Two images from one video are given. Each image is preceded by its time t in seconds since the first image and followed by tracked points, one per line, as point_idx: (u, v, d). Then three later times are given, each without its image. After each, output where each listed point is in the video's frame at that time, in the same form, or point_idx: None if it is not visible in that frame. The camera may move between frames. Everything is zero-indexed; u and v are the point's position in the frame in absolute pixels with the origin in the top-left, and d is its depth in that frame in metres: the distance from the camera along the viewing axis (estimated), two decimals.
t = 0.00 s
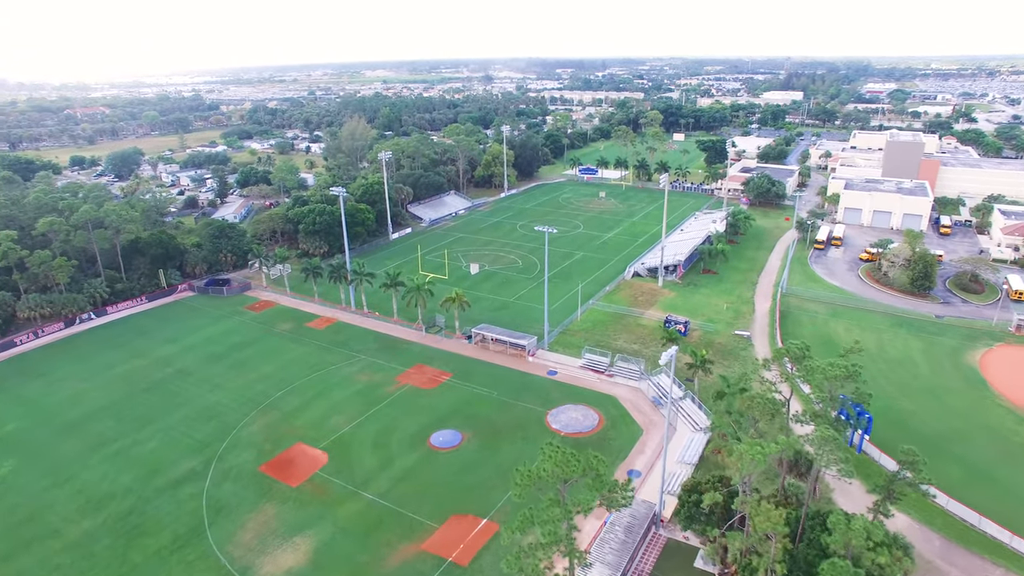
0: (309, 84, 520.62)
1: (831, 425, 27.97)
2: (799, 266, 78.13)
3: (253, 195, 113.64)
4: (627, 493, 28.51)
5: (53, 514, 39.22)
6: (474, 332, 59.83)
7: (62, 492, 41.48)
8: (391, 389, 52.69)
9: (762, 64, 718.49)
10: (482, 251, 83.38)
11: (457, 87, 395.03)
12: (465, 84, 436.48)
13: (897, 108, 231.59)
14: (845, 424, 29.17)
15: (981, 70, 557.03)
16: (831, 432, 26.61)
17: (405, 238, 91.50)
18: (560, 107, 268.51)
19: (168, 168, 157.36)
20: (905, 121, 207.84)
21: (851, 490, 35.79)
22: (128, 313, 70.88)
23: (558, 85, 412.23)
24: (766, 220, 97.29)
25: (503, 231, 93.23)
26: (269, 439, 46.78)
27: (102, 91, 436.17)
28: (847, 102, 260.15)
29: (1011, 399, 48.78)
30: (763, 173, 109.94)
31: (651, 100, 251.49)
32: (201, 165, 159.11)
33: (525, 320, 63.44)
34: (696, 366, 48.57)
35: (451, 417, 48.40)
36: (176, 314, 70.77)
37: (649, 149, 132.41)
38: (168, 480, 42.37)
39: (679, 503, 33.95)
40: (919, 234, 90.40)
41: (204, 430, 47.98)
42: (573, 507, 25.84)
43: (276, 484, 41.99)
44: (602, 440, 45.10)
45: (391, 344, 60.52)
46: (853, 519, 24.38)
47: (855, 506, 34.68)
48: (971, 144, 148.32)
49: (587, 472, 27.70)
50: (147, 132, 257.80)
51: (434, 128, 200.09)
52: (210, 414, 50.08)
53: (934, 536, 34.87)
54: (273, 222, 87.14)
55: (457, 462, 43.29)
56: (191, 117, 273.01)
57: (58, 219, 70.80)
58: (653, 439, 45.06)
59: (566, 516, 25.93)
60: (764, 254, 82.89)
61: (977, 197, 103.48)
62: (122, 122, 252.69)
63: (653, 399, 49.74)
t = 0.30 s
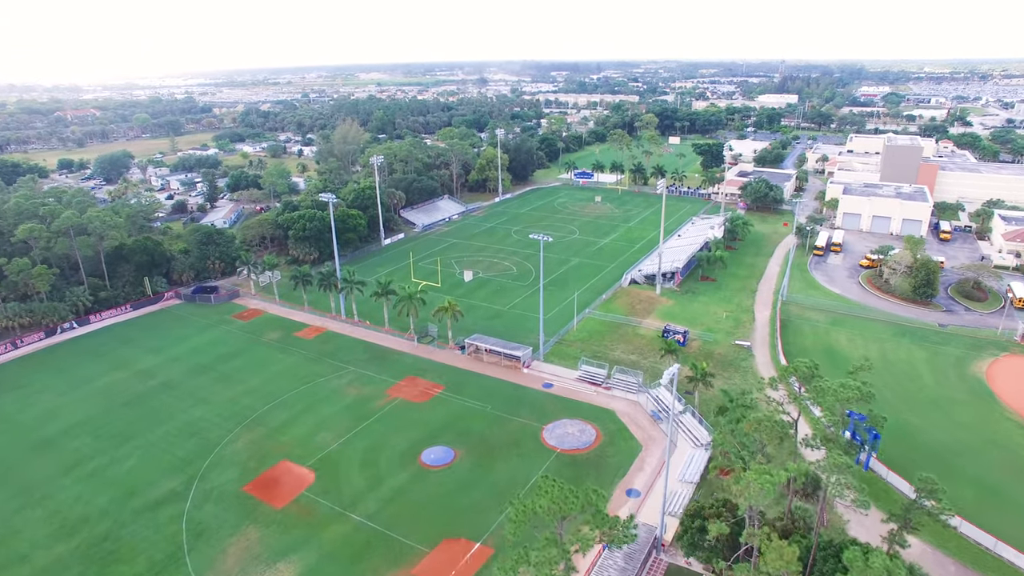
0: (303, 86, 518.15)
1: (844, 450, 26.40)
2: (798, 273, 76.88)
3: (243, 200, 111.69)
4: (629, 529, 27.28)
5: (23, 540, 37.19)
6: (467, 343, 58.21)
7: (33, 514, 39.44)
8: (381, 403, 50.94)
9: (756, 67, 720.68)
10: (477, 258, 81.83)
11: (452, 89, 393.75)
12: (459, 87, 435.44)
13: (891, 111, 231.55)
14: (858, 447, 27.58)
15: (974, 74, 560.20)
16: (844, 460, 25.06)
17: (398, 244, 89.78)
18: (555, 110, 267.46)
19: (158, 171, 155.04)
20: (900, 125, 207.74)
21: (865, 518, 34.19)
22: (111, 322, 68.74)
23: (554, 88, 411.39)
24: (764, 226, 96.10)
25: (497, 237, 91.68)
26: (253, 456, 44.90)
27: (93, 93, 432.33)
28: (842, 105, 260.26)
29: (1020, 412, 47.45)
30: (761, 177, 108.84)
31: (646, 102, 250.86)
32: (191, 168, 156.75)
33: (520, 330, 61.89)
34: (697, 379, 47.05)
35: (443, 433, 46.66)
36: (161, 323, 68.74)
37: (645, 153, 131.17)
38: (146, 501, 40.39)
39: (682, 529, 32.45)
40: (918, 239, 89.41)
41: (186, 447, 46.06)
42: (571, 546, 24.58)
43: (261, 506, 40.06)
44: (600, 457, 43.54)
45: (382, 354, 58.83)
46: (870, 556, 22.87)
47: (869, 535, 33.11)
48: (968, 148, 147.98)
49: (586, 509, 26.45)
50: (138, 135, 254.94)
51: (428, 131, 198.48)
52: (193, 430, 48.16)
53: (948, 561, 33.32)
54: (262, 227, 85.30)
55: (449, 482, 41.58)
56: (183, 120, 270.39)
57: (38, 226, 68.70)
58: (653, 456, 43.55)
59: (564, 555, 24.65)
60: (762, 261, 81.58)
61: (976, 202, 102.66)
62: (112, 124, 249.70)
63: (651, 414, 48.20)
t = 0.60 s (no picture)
0: (301, 90, 517.13)
1: (863, 477, 24.68)
2: (803, 280, 75.35)
3: (238, 205, 110.08)
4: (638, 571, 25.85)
5: None
6: (464, 354, 56.52)
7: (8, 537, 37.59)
8: (375, 417, 49.18)
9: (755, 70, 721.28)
10: (474, 264, 80.22)
11: (450, 92, 392.84)
12: (458, 90, 434.45)
13: (891, 114, 230.58)
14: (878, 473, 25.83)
15: (972, 77, 560.73)
16: (864, 490, 23.23)
17: (394, 249, 88.15)
18: (553, 113, 266.49)
19: (152, 175, 153.34)
20: (901, 128, 206.69)
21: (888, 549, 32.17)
22: (99, 332, 66.97)
23: (552, 91, 410.70)
24: (766, 231, 94.59)
25: (495, 243, 90.11)
26: (241, 474, 43.08)
27: (90, 96, 430.97)
28: (841, 108, 259.50)
29: None
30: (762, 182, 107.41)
31: (646, 106, 249.93)
32: (186, 172, 155.04)
33: (519, 340, 60.25)
34: (702, 394, 45.35)
35: (439, 450, 44.95)
36: (150, 333, 66.96)
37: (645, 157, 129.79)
38: (127, 523, 38.56)
39: (689, 558, 30.69)
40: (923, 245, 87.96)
41: (171, 464, 44.24)
42: None
43: (247, 527, 38.22)
44: (601, 475, 41.78)
45: (376, 366, 57.13)
46: None
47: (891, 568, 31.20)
48: (970, 151, 146.75)
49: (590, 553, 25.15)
50: (134, 138, 253.39)
51: (426, 135, 197.08)
52: (179, 446, 46.33)
53: None
54: (255, 233, 83.63)
55: (444, 502, 39.85)
56: (179, 123, 268.90)
57: (24, 233, 66.95)
58: (656, 474, 41.81)
59: None
60: (765, 267, 80.05)
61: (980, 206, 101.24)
62: (108, 128, 248.08)
63: (653, 428, 46.57)
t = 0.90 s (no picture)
0: (299, 92, 515.71)
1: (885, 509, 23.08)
2: (808, 287, 73.77)
3: (233, 209, 108.42)
4: None
5: None
6: (460, 365, 54.87)
7: None
8: (369, 432, 47.46)
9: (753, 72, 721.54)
10: (472, 271, 78.61)
11: (448, 95, 391.35)
12: (456, 93, 433.57)
13: (892, 117, 229.42)
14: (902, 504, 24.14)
15: (971, 79, 560.55)
16: (889, 526, 21.62)
17: (391, 255, 86.56)
18: (553, 116, 265.29)
19: (147, 178, 151.52)
20: (902, 131, 205.49)
21: None
22: (86, 341, 65.11)
23: (551, 94, 409.38)
24: (769, 236, 93.08)
25: (493, 248, 88.48)
26: (228, 494, 41.21)
27: (87, 98, 429.69)
28: (841, 111, 258.32)
29: None
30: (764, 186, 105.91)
31: (645, 108, 248.69)
32: (181, 176, 153.27)
33: (518, 350, 58.59)
34: (707, 409, 43.54)
35: (434, 467, 43.24)
36: (138, 342, 65.12)
37: (645, 160, 128.35)
38: (106, 547, 36.70)
39: None
40: (929, 250, 86.44)
41: (155, 482, 42.42)
42: None
43: (232, 551, 36.35)
44: (603, 495, 40.03)
45: (370, 377, 55.43)
46: None
47: None
48: (973, 155, 145.42)
49: None
50: (130, 141, 251.69)
51: (424, 138, 195.66)
52: (164, 463, 44.49)
53: None
54: (248, 239, 81.93)
55: (439, 523, 38.13)
56: (176, 126, 267.18)
57: (9, 240, 65.13)
58: (659, 494, 40.06)
59: None
60: (769, 274, 78.44)
61: (986, 211, 99.76)
62: (104, 131, 246.39)
63: (657, 444, 44.92)
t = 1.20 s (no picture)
0: (298, 95, 514.64)
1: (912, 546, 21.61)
2: (813, 294, 72.19)
3: (227, 214, 106.86)
4: None
5: None
6: (457, 377, 53.20)
7: None
8: (361, 448, 45.75)
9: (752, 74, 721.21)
10: (470, 277, 76.98)
11: (447, 97, 389.93)
12: (455, 96, 432.83)
13: (893, 119, 228.31)
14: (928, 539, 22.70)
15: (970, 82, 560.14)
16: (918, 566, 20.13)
17: (387, 261, 84.93)
18: (552, 119, 264.10)
19: (142, 182, 149.89)
20: (903, 134, 204.30)
21: None
22: (73, 351, 63.38)
23: (550, 96, 408.21)
24: (773, 241, 91.50)
25: (491, 254, 86.84)
26: (214, 515, 39.45)
27: (84, 100, 427.92)
28: (842, 114, 257.11)
29: None
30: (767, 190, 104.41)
31: (645, 111, 247.59)
32: (177, 179, 151.61)
33: (516, 361, 56.92)
34: (713, 424, 41.10)
35: (429, 486, 41.51)
36: (126, 351, 63.37)
37: (645, 164, 126.91)
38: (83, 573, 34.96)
39: None
40: (936, 256, 84.87)
41: (138, 502, 40.70)
42: None
43: None
44: (606, 515, 38.35)
45: (365, 390, 53.73)
46: None
47: None
48: (976, 158, 144.11)
49: None
50: (126, 144, 250.10)
51: (423, 141, 194.30)
52: (148, 481, 42.75)
53: None
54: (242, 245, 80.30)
55: (434, 546, 36.36)
56: (173, 129, 265.59)
57: None
58: (665, 513, 38.41)
59: None
60: (773, 280, 76.80)
61: (992, 215, 98.24)
62: (101, 134, 244.76)
63: (661, 460, 43.24)
